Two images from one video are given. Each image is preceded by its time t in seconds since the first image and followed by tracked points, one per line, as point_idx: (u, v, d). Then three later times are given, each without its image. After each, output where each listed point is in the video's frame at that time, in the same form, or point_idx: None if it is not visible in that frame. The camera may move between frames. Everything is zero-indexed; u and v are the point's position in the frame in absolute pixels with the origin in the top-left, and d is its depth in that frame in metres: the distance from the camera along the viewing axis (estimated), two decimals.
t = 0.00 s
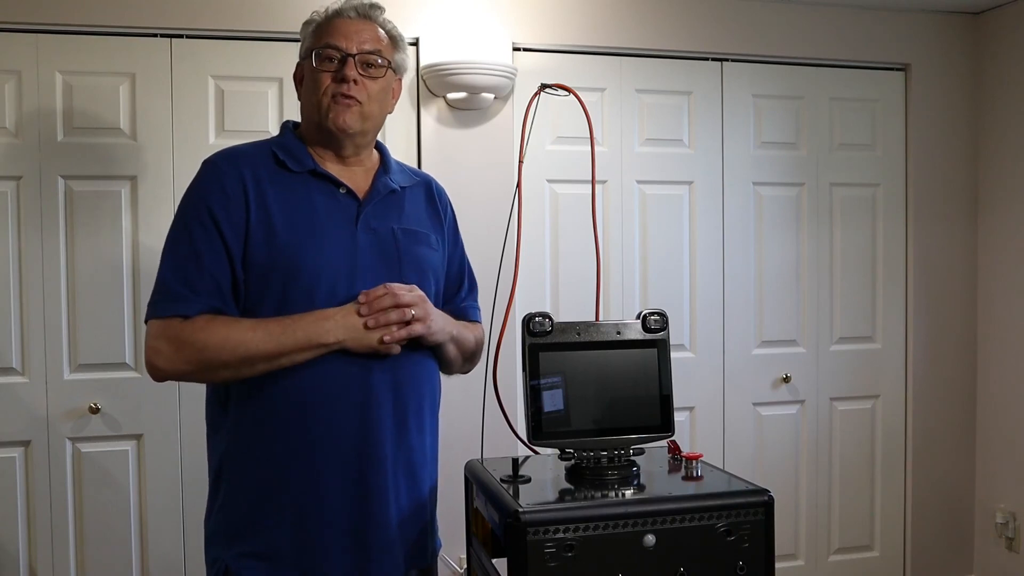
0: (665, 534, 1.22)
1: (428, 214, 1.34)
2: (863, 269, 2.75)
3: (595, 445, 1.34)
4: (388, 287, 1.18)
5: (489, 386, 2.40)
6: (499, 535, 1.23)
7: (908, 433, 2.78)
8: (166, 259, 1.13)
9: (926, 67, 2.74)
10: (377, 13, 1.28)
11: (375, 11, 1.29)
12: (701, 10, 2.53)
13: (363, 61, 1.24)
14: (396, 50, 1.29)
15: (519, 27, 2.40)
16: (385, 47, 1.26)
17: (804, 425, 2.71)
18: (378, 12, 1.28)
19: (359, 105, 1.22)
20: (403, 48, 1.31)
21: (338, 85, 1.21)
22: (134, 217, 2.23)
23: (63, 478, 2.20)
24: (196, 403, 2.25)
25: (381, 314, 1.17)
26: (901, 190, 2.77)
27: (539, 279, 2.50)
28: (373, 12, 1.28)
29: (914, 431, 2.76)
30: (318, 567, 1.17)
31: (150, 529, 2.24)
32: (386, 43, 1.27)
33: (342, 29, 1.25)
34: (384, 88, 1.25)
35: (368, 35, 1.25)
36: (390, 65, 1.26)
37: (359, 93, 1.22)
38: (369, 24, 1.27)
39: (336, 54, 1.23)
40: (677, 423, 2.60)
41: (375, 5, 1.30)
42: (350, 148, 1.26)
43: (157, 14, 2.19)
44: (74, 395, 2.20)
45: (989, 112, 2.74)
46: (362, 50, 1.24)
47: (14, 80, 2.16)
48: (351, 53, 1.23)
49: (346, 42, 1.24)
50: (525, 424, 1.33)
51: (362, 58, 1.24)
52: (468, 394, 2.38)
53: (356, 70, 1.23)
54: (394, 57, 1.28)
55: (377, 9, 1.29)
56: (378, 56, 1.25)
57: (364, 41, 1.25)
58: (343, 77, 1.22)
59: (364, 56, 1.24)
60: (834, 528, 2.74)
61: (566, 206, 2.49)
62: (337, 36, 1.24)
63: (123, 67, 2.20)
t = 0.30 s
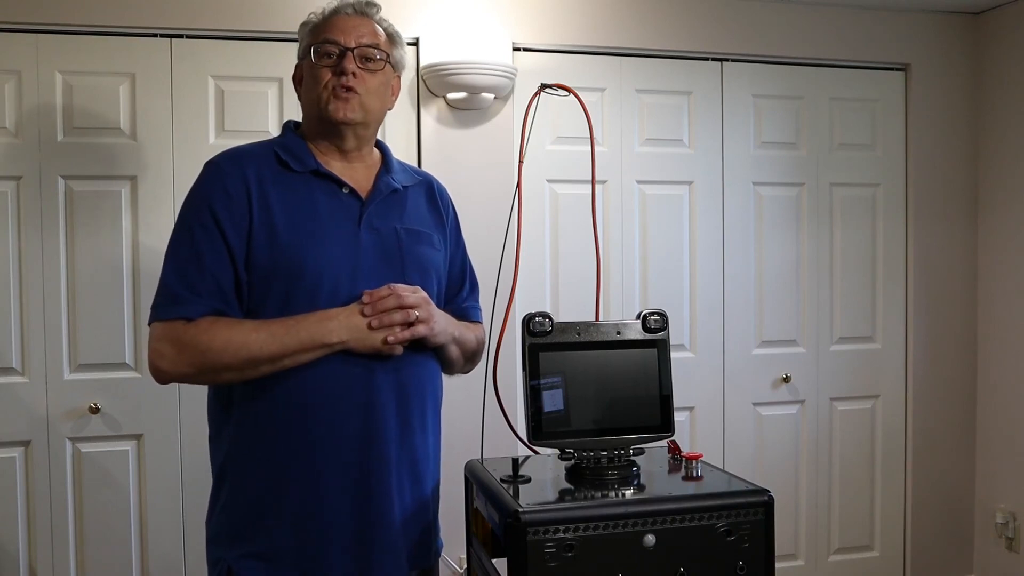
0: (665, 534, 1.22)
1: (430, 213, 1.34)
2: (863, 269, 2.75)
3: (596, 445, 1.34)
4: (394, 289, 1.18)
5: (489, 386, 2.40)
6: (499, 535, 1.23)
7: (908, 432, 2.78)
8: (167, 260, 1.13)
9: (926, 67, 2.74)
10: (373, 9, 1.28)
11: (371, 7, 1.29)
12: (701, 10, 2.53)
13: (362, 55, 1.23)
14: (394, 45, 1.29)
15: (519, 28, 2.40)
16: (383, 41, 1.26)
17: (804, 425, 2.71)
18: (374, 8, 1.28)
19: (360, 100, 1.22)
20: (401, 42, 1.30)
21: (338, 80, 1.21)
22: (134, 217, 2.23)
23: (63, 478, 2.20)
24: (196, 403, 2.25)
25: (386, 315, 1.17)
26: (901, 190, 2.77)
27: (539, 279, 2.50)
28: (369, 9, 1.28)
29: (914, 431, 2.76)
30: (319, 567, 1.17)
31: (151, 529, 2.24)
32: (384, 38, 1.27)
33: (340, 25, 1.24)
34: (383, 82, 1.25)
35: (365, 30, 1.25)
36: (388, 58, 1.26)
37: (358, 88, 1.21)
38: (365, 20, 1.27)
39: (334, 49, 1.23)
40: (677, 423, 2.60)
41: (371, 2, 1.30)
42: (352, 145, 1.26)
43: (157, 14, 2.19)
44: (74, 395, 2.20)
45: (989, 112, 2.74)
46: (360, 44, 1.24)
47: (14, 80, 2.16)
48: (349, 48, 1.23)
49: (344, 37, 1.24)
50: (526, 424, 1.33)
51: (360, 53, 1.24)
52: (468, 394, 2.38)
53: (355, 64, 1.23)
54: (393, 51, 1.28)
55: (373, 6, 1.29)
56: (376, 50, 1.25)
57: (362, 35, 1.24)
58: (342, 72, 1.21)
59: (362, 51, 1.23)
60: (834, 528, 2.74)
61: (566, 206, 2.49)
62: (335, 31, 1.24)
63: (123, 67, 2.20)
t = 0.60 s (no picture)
0: (665, 534, 1.22)
1: (431, 212, 1.34)
2: (863, 269, 2.75)
3: (596, 445, 1.34)
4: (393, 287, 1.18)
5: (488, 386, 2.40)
6: (499, 535, 1.23)
7: (908, 432, 2.78)
8: (168, 262, 1.13)
9: (926, 67, 2.74)
10: (368, 9, 1.29)
11: (366, 7, 1.29)
12: (701, 10, 2.53)
13: (358, 54, 1.24)
14: (390, 43, 1.29)
15: (519, 28, 2.40)
16: (379, 40, 1.27)
17: (804, 425, 2.71)
18: (368, 7, 1.29)
19: (358, 98, 1.22)
20: (396, 41, 1.31)
21: (335, 79, 1.21)
22: (134, 216, 2.23)
23: (63, 479, 2.20)
24: (196, 402, 2.25)
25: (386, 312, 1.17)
26: (901, 190, 2.77)
27: (539, 279, 2.50)
28: (363, 8, 1.29)
29: (914, 431, 2.76)
30: (321, 567, 1.17)
31: (151, 529, 2.24)
32: (380, 36, 1.27)
33: (335, 24, 1.25)
34: (381, 79, 1.25)
35: (361, 28, 1.25)
36: (385, 57, 1.26)
37: (357, 86, 1.22)
38: (361, 19, 1.27)
39: (331, 49, 1.24)
40: (677, 423, 2.60)
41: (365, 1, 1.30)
42: (351, 144, 1.26)
43: (157, 14, 2.19)
44: (74, 395, 2.20)
45: (989, 112, 2.74)
46: (356, 43, 1.24)
47: (14, 80, 2.16)
48: (345, 47, 1.24)
49: (340, 36, 1.24)
50: (525, 424, 1.33)
51: (357, 51, 1.24)
52: (468, 394, 2.38)
53: (352, 63, 1.23)
54: (389, 50, 1.28)
55: (367, 5, 1.30)
56: (373, 48, 1.25)
57: (358, 34, 1.25)
58: (339, 70, 1.22)
59: (359, 49, 1.24)
60: (833, 528, 2.74)
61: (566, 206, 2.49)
62: (330, 31, 1.24)
63: (123, 67, 2.20)
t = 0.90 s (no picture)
0: (665, 534, 1.22)
1: (429, 210, 1.34)
2: (863, 269, 2.75)
3: (595, 446, 1.34)
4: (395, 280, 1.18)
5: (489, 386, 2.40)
6: (500, 535, 1.23)
7: (908, 432, 2.78)
8: (166, 265, 1.14)
9: (926, 67, 2.74)
10: (360, 7, 1.28)
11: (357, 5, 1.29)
12: (701, 10, 2.53)
13: (352, 53, 1.24)
14: (383, 41, 1.29)
15: (519, 28, 2.40)
16: (372, 38, 1.26)
17: (804, 425, 2.71)
18: (360, 6, 1.29)
19: (353, 97, 1.22)
20: (389, 38, 1.31)
21: (330, 79, 1.21)
22: (134, 216, 2.23)
23: (63, 478, 2.20)
24: (196, 402, 2.25)
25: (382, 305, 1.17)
26: (901, 190, 2.77)
27: (539, 279, 2.50)
28: (355, 6, 1.28)
29: (914, 431, 2.76)
30: (323, 567, 1.17)
31: (151, 529, 2.24)
32: (373, 34, 1.27)
33: (328, 24, 1.25)
34: (375, 77, 1.25)
35: (354, 27, 1.25)
36: (378, 55, 1.26)
37: (351, 84, 1.22)
38: (353, 17, 1.27)
39: (324, 49, 1.23)
40: (677, 423, 2.60)
41: None
42: (348, 143, 1.26)
43: (157, 14, 2.19)
44: (74, 395, 2.20)
45: (989, 112, 2.74)
46: (349, 42, 1.24)
47: (14, 79, 2.16)
48: (338, 46, 1.23)
49: (333, 35, 1.24)
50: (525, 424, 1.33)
51: (350, 50, 1.24)
52: (468, 394, 2.38)
53: (345, 62, 1.23)
54: (382, 47, 1.28)
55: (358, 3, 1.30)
56: (366, 47, 1.25)
57: (350, 33, 1.25)
58: (333, 70, 1.22)
59: (352, 48, 1.24)
60: (834, 528, 2.75)
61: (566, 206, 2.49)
62: (323, 31, 1.24)
63: (123, 67, 2.20)
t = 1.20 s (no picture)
0: (665, 534, 1.22)
1: (428, 206, 1.34)
2: (863, 269, 2.75)
3: (594, 445, 1.34)
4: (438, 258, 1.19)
5: (489, 385, 2.40)
6: (500, 535, 1.23)
7: (908, 432, 2.78)
8: (160, 268, 1.13)
9: (926, 67, 2.74)
10: (350, 6, 1.29)
11: (347, 4, 1.29)
12: (701, 10, 2.53)
13: (345, 51, 1.24)
14: (375, 38, 1.29)
15: (519, 28, 2.40)
16: (364, 35, 1.26)
17: (804, 425, 2.71)
18: (350, 5, 1.29)
19: (348, 95, 1.22)
20: (381, 35, 1.31)
21: (323, 77, 1.21)
22: (134, 216, 2.23)
23: (63, 478, 2.20)
24: (196, 402, 2.25)
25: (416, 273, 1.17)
26: (901, 190, 2.77)
27: (539, 279, 2.50)
28: (346, 4, 1.28)
29: (914, 431, 2.76)
30: (323, 567, 1.17)
31: (151, 529, 2.24)
32: (365, 32, 1.27)
33: (320, 23, 1.24)
34: (369, 74, 1.25)
35: (345, 25, 1.25)
36: (371, 52, 1.26)
37: (345, 81, 1.21)
38: (343, 16, 1.27)
39: (316, 48, 1.23)
40: (677, 423, 2.60)
41: None
42: (344, 141, 1.25)
43: (157, 14, 2.19)
44: (74, 395, 2.20)
45: (989, 112, 2.74)
46: (341, 40, 1.24)
47: (14, 79, 2.16)
48: (331, 45, 1.23)
49: (325, 34, 1.24)
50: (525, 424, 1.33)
51: (343, 48, 1.24)
52: (468, 394, 2.38)
53: (339, 60, 1.22)
54: (375, 45, 1.28)
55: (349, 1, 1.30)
56: (359, 44, 1.25)
57: (343, 31, 1.25)
58: (327, 68, 1.21)
59: (345, 46, 1.24)
60: (834, 528, 2.74)
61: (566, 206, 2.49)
62: (315, 30, 1.24)
63: (123, 67, 2.20)
